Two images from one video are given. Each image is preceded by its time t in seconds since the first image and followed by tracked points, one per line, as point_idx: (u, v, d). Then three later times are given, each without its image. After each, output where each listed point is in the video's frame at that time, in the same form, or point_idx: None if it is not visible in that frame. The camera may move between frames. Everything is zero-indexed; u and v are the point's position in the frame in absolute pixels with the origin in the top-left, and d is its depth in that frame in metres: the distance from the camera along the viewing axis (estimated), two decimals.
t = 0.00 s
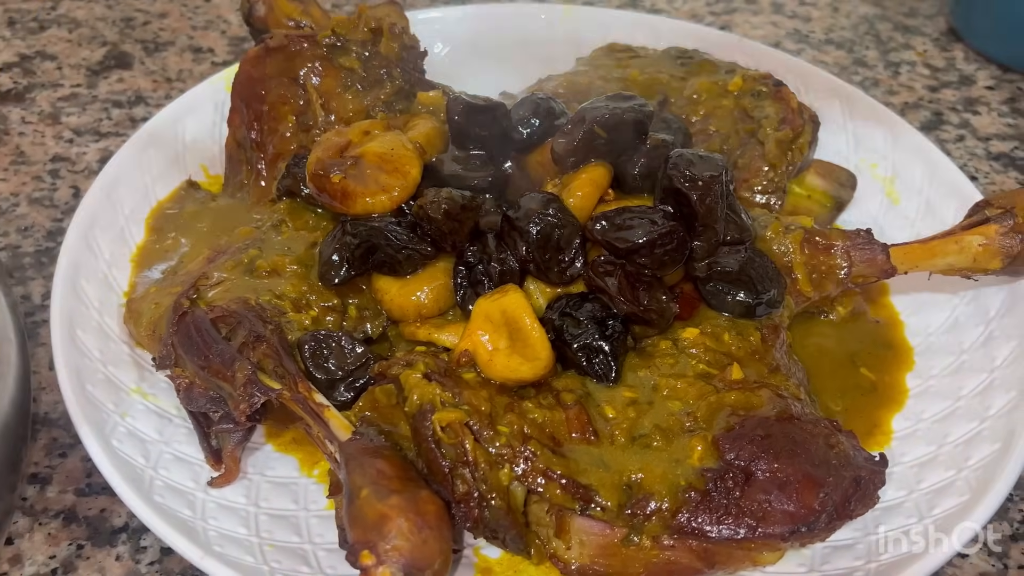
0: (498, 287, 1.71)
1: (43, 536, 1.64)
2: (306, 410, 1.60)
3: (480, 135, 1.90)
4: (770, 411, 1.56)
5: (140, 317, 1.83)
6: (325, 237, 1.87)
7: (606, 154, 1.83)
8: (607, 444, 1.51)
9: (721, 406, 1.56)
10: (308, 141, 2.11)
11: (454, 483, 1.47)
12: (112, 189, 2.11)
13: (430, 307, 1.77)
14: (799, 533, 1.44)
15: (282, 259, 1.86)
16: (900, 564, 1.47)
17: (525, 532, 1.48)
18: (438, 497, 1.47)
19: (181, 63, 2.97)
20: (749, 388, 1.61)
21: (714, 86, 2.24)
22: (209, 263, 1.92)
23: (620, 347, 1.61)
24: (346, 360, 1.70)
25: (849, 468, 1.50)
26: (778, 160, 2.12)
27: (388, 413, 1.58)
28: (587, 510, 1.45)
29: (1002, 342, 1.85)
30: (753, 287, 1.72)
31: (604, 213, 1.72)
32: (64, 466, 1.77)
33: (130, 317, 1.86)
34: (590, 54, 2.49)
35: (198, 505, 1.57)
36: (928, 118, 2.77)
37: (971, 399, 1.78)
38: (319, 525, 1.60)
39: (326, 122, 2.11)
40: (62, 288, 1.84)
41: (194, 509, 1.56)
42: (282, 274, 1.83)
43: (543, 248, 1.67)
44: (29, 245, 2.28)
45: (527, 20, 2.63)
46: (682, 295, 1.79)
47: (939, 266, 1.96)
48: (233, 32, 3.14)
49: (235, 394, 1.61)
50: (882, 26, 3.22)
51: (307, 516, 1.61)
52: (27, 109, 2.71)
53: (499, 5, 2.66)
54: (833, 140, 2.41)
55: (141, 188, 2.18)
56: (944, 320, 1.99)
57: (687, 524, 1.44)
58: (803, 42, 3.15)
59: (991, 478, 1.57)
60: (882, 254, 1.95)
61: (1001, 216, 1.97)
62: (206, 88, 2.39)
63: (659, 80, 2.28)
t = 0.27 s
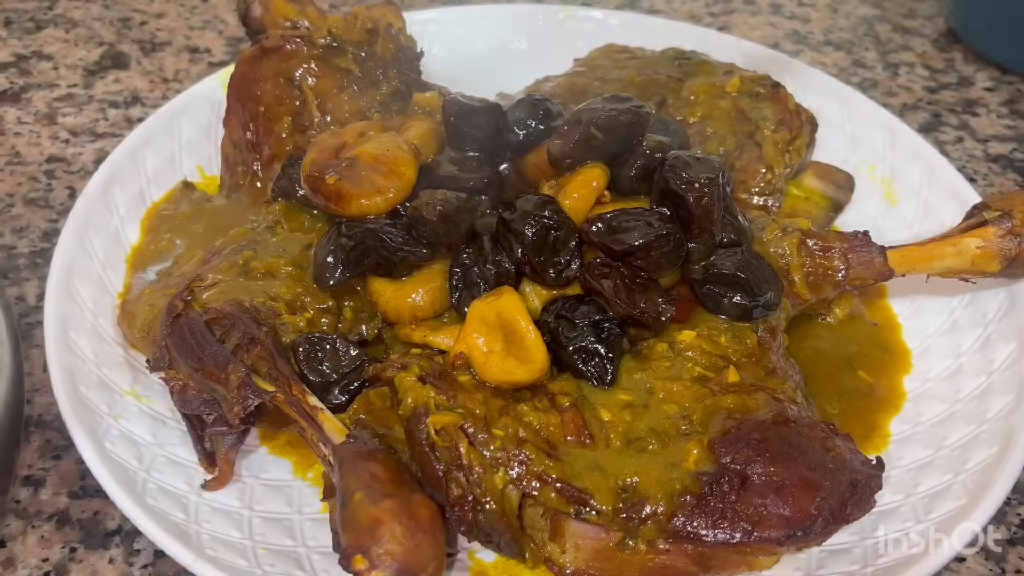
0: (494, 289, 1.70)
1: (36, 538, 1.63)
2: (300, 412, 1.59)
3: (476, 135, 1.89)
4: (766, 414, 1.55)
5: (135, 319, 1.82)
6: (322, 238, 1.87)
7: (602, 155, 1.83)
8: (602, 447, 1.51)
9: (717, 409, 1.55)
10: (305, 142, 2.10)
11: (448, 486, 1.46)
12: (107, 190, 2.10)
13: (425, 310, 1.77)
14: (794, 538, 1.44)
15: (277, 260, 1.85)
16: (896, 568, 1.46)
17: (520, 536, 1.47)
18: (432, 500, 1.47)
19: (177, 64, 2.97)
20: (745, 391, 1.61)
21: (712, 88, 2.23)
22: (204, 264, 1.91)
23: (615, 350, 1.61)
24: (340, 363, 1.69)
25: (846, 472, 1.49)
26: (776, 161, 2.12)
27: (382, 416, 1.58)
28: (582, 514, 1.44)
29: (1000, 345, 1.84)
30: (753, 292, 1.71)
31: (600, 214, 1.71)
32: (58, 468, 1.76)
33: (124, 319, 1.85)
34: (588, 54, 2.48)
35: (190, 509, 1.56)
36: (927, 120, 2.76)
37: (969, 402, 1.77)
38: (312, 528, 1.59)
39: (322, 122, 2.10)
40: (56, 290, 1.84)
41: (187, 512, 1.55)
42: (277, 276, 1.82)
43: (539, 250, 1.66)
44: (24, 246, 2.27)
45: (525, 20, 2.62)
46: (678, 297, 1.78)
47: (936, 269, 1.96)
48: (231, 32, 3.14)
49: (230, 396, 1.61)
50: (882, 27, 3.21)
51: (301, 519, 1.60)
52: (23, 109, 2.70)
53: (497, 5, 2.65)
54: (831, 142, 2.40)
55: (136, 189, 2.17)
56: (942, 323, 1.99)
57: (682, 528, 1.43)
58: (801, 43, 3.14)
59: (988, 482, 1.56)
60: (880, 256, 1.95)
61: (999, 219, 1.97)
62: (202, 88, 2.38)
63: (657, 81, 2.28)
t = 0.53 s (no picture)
0: (489, 289, 1.69)
1: (29, 539, 1.63)
2: (293, 413, 1.59)
3: (471, 135, 1.87)
4: (762, 415, 1.55)
5: (129, 319, 1.82)
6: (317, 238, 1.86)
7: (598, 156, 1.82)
8: (597, 448, 1.50)
9: (713, 411, 1.55)
10: (301, 142, 2.09)
11: (442, 488, 1.46)
12: (102, 189, 2.09)
13: (420, 310, 1.76)
14: (790, 540, 1.43)
15: (272, 260, 1.84)
16: (892, 570, 1.45)
17: (515, 537, 1.46)
18: (426, 501, 1.47)
19: (174, 63, 2.96)
20: (741, 393, 1.60)
21: (709, 87, 2.22)
22: (199, 264, 1.90)
23: (610, 351, 1.60)
24: (334, 363, 1.68)
25: (842, 473, 1.49)
26: (773, 162, 2.12)
27: (376, 416, 1.57)
28: (576, 515, 1.43)
29: (997, 346, 1.83)
30: (752, 295, 1.70)
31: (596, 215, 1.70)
32: (51, 469, 1.75)
33: (118, 319, 1.85)
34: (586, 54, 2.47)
35: (184, 510, 1.55)
36: (925, 120, 2.76)
37: (966, 403, 1.76)
38: (307, 529, 1.58)
39: (318, 122, 2.09)
40: (50, 290, 1.83)
41: (181, 513, 1.54)
42: (272, 276, 1.82)
43: (535, 251, 1.65)
44: (19, 246, 2.26)
45: (522, 20, 2.62)
46: (674, 299, 1.78)
47: (934, 269, 1.96)
48: (228, 32, 3.13)
49: (223, 397, 1.59)
50: (880, 27, 3.21)
51: (295, 520, 1.60)
52: (19, 108, 2.69)
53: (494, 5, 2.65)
54: (829, 142, 2.39)
55: (132, 188, 2.17)
56: (939, 324, 1.98)
57: (677, 530, 1.43)
58: (800, 43, 3.13)
59: (985, 484, 1.55)
60: (877, 257, 1.94)
61: (996, 219, 1.96)
62: (198, 87, 2.37)
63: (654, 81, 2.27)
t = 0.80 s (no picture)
0: (486, 288, 1.67)
1: (22, 539, 1.61)
2: (289, 412, 1.58)
3: (469, 132, 1.87)
4: (760, 415, 1.54)
5: (124, 318, 1.80)
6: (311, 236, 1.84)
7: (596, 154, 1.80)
8: (595, 448, 1.49)
9: (711, 410, 1.54)
10: (296, 141, 2.06)
11: (438, 487, 1.45)
12: (98, 187, 2.08)
13: (417, 309, 1.75)
14: (788, 540, 1.42)
15: (268, 259, 1.83)
16: (892, 570, 1.44)
17: (511, 537, 1.45)
18: (422, 501, 1.45)
19: (171, 61, 2.95)
20: (739, 392, 1.59)
21: (708, 85, 2.21)
22: (195, 262, 1.89)
23: (608, 350, 1.59)
24: (329, 363, 1.67)
25: (840, 473, 1.48)
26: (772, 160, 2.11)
27: (372, 416, 1.57)
28: (573, 515, 1.42)
29: (997, 346, 1.82)
30: (750, 296, 1.71)
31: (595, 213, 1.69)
32: (46, 468, 1.74)
33: (113, 317, 1.83)
34: (584, 52, 2.46)
35: (179, 510, 1.54)
36: (925, 118, 2.74)
37: (966, 403, 1.75)
38: (302, 529, 1.57)
39: (314, 120, 2.08)
40: (45, 288, 1.81)
41: (175, 512, 1.53)
42: (268, 275, 1.81)
43: (532, 249, 1.64)
44: (15, 244, 2.25)
45: (521, 17, 2.60)
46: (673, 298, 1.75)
47: (934, 268, 1.94)
48: (225, 30, 3.12)
49: (218, 395, 1.59)
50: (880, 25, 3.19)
51: (290, 520, 1.59)
52: (15, 106, 2.68)
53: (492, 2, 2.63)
54: (829, 140, 2.38)
55: (127, 186, 2.15)
56: (939, 323, 1.97)
57: (675, 530, 1.42)
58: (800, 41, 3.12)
59: (985, 484, 1.54)
60: (877, 255, 1.94)
61: (997, 218, 1.94)
62: (194, 85, 2.36)
63: (653, 79, 2.26)
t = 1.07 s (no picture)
0: (489, 291, 1.68)
1: (26, 543, 1.61)
2: (293, 416, 1.57)
3: (472, 134, 1.86)
4: (765, 419, 1.53)
5: (127, 321, 1.80)
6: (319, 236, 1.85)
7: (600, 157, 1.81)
8: (599, 452, 1.48)
9: (716, 414, 1.53)
10: (300, 142, 2.06)
11: (443, 492, 1.45)
12: (100, 189, 2.08)
13: (421, 312, 1.74)
14: (794, 545, 1.42)
15: (272, 261, 1.83)
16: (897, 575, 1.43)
17: (516, 541, 1.45)
18: (426, 506, 1.45)
19: (174, 62, 2.95)
20: (744, 396, 1.58)
21: (712, 87, 2.21)
22: (198, 265, 1.89)
23: (612, 354, 1.59)
24: (333, 367, 1.67)
25: (846, 478, 1.47)
26: (776, 162, 2.10)
27: (376, 420, 1.56)
28: (578, 520, 1.42)
29: (1002, 349, 1.82)
30: (758, 298, 1.70)
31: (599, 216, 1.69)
32: (49, 471, 1.74)
33: (116, 320, 1.83)
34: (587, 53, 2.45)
35: (182, 514, 1.54)
36: (929, 120, 2.74)
37: (972, 406, 1.75)
38: (306, 533, 1.57)
39: (318, 122, 2.07)
40: (48, 291, 1.81)
41: (179, 517, 1.53)
42: (271, 278, 1.80)
43: (536, 252, 1.64)
44: (18, 247, 2.25)
45: (524, 19, 2.60)
46: (678, 301, 1.75)
47: (938, 271, 1.95)
48: (228, 31, 3.12)
49: (221, 399, 1.59)
50: (884, 26, 3.19)
51: (294, 524, 1.58)
52: (18, 108, 2.68)
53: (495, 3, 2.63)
54: (833, 142, 2.37)
55: (130, 189, 2.15)
56: (944, 326, 1.97)
57: (680, 535, 1.41)
58: (803, 42, 3.11)
59: (990, 489, 1.53)
60: (882, 258, 1.94)
61: (1002, 220, 1.94)
62: (197, 86, 2.36)
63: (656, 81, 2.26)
